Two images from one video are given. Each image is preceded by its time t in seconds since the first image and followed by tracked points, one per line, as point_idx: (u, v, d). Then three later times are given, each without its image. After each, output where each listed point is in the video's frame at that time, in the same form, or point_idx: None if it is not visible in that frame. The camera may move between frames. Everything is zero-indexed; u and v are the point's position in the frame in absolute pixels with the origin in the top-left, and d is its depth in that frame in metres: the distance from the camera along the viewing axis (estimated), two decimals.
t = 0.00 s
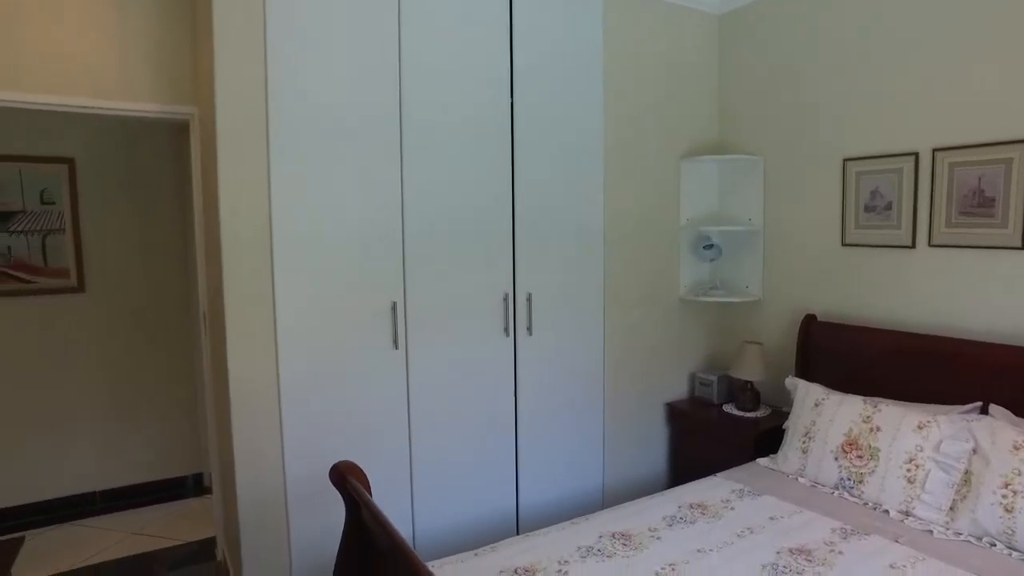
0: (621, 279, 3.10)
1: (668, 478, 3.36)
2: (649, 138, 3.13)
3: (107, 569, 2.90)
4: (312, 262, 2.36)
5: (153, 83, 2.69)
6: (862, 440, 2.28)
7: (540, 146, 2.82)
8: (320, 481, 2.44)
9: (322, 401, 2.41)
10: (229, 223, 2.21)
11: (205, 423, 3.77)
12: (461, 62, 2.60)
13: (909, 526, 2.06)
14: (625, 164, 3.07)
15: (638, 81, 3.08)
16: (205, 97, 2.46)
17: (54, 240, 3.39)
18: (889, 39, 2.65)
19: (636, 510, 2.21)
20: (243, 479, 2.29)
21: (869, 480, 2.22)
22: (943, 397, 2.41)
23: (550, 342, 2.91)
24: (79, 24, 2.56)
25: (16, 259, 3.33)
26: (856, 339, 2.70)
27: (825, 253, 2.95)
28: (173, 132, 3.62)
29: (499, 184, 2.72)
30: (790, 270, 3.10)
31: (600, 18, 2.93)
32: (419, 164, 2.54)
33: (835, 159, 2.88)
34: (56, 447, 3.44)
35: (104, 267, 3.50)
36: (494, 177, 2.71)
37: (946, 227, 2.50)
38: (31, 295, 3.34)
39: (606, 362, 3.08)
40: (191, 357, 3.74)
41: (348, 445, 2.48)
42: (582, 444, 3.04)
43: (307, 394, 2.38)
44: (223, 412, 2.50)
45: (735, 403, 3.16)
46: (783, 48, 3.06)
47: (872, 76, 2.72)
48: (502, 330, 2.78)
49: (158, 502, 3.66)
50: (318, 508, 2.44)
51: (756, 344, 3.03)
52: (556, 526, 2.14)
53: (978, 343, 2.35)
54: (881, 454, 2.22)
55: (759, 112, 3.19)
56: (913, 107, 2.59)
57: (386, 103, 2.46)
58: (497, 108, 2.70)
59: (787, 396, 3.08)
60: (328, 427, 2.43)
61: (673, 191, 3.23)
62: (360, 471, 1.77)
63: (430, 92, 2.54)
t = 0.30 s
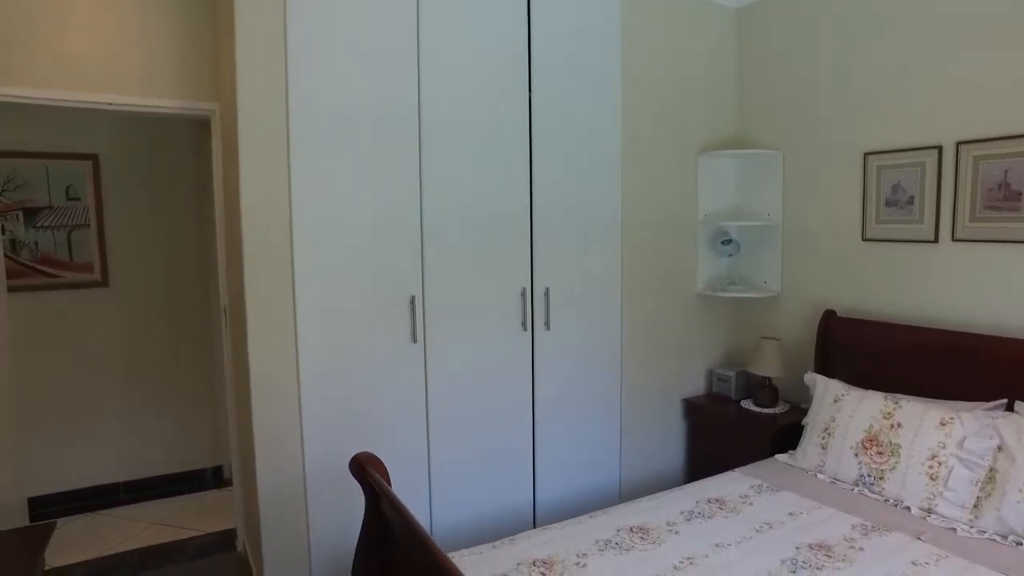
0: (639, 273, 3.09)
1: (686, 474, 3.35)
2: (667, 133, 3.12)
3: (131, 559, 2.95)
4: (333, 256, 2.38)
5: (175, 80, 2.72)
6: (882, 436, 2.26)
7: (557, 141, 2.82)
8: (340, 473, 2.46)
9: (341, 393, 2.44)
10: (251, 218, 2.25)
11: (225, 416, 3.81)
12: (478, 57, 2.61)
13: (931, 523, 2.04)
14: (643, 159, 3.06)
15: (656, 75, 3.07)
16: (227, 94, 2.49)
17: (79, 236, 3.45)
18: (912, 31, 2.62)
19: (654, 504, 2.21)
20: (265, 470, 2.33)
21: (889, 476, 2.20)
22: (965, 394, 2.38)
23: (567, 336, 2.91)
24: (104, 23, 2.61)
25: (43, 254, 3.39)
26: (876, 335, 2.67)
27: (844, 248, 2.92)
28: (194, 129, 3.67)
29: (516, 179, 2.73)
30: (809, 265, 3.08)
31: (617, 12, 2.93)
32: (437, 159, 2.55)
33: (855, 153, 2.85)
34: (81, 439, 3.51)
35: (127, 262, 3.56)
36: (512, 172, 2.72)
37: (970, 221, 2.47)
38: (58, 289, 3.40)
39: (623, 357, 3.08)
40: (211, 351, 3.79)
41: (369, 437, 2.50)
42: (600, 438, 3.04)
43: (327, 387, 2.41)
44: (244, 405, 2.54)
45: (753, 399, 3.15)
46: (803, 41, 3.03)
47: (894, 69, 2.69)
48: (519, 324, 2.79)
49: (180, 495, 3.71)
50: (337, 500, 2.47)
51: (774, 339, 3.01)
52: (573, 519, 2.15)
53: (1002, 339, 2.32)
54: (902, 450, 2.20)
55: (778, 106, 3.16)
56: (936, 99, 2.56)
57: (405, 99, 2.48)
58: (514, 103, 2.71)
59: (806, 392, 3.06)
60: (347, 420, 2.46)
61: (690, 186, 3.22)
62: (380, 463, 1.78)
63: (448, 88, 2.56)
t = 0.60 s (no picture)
0: (660, 269, 3.08)
1: (706, 471, 3.33)
2: (689, 128, 3.10)
3: (158, 548, 3.00)
4: (354, 251, 2.40)
5: (200, 77, 2.76)
6: (908, 434, 2.23)
7: (578, 136, 2.81)
8: (362, 466, 2.49)
9: (363, 387, 2.46)
10: (276, 212, 2.28)
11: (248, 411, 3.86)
12: (499, 52, 2.62)
13: (959, 522, 2.01)
14: (663, 154, 3.04)
15: (677, 69, 3.05)
16: (251, 91, 2.52)
17: (107, 232, 3.51)
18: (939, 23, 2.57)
19: (676, 499, 2.20)
20: (288, 461, 2.36)
21: (916, 475, 2.18)
22: (993, 391, 2.34)
23: (588, 332, 2.91)
24: (132, 22, 2.65)
25: (72, 249, 3.45)
26: (901, 331, 2.64)
27: (869, 243, 2.88)
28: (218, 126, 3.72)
29: (537, 174, 2.73)
30: (832, 261, 3.04)
31: (639, 6, 2.91)
32: (457, 155, 2.56)
33: (879, 148, 2.81)
34: (109, 431, 3.57)
35: (152, 258, 3.61)
36: (532, 167, 2.72)
37: (999, 215, 2.42)
38: (86, 284, 3.47)
39: (644, 353, 3.07)
40: (234, 346, 3.83)
41: (391, 430, 2.53)
42: (620, 434, 3.04)
43: (350, 380, 2.43)
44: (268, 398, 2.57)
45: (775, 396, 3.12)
46: (826, 34, 3.00)
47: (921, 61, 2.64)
48: (540, 320, 2.79)
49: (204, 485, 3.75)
50: (359, 493, 2.49)
51: (796, 335, 2.98)
52: (595, 513, 2.15)
53: None
54: (928, 449, 2.17)
55: (801, 100, 3.13)
56: (964, 92, 2.51)
57: (426, 94, 2.49)
58: (535, 99, 2.71)
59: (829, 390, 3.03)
60: (369, 413, 2.48)
61: (711, 181, 3.19)
62: (402, 456, 1.79)
63: (469, 83, 2.57)
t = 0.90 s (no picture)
0: (679, 265, 3.07)
1: (725, 468, 3.31)
2: (708, 123, 3.08)
3: (181, 539, 3.05)
4: (374, 246, 2.42)
5: (223, 74, 2.79)
6: (932, 431, 2.21)
7: (596, 131, 2.80)
8: (382, 459, 2.51)
9: (384, 381, 2.48)
10: (298, 207, 2.30)
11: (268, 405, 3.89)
12: (518, 48, 2.62)
13: (986, 522, 1.99)
14: (683, 149, 3.02)
15: (697, 64, 3.03)
16: (273, 87, 2.55)
17: (131, 228, 3.56)
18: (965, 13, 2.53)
19: (695, 495, 2.20)
20: (309, 454, 2.39)
21: (940, 473, 2.15)
22: (1020, 389, 2.30)
23: (607, 327, 2.90)
24: (156, 19, 2.68)
25: (97, 245, 3.51)
26: (924, 328, 2.60)
27: (892, 239, 2.84)
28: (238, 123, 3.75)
29: (555, 169, 2.73)
30: (854, 258, 3.00)
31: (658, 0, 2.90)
32: (476, 150, 2.57)
33: (903, 142, 2.77)
34: (133, 423, 3.64)
35: (174, 253, 3.66)
36: (551, 162, 2.72)
37: None
38: (110, 279, 3.53)
39: (662, 349, 3.06)
40: (253, 341, 3.87)
41: (411, 423, 2.54)
42: (639, 429, 3.03)
43: (369, 374, 2.45)
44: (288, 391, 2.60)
45: (795, 393, 3.09)
46: (848, 27, 2.96)
47: (946, 53, 2.60)
48: (559, 315, 2.79)
49: (227, 477, 3.80)
50: (379, 486, 2.51)
51: (817, 332, 2.95)
52: (614, 508, 2.15)
53: None
54: (953, 447, 2.14)
55: (822, 94, 3.09)
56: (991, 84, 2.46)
57: (445, 89, 2.50)
58: (554, 94, 2.70)
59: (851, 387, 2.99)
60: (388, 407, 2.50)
61: (731, 176, 3.17)
62: (423, 449, 1.78)
63: (488, 78, 2.57)
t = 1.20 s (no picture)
0: (697, 262, 3.05)
1: (743, 466, 3.29)
2: (727, 119, 3.06)
3: (203, 531, 3.09)
4: (393, 243, 2.44)
5: (244, 72, 2.81)
6: (957, 431, 2.18)
7: (614, 126, 2.79)
8: (400, 454, 2.52)
9: (402, 376, 2.50)
10: (319, 204, 2.32)
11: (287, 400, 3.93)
12: (537, 44, 2.62)
13: (1012, 523, 1.96)
14: (702, 146, 3.00)
15: (716, 59, 3.01)
16: (293, 85, 2.57)
17: (153, 225, 3.61)
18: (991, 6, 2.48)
19: (714, 493, 2.19)
20: (328, 448, 2.41)
21: (965, 473, 2.12)
22: None
23: (625, 324, 2.90)
24: (179, 18, 2.71)
25: (121, 242, 3.56)
26: (948, 326, 2.56)
27: (914, 236, 2.80)
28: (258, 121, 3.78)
29: (573, 165, 2.72)
30: (875, 255, 2.97)
31: None
32: (495, 147, 2.57)
33: (926, 137, 2.73)
34: (156, 417, 3.69)
35: (196, 249, 3.70)
36: (570, 159, 2.71)
37: None
38: (133, 276, 3.59)
39: (681, 346, 3.05)
40: (273, 337, 3.90)
41: (429, 418, 2.56)
42: (656, 427, 3.03)
43: (388, 370, 2.47)
44: (308, 386, 2.62)
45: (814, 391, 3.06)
46: (870, 21, 2.92)
47: (971, 47, 2.56)
48: (577, 312, 2.79)
49: (246, 471, 3.84)
50: (398, 481, 2.53)
51: (837, 330, 2.92)
52: (632, 505, 2.14)
53: None
54: (979, 447, 2.11)
55: (843, 89, 3.05)
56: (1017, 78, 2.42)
57: (463, 86, 2.51)
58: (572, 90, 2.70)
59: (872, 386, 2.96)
60: (407, 403, 2.51)
61: (750, 173, 3.15)
62: (442, 445, 1.78)
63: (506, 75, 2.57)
